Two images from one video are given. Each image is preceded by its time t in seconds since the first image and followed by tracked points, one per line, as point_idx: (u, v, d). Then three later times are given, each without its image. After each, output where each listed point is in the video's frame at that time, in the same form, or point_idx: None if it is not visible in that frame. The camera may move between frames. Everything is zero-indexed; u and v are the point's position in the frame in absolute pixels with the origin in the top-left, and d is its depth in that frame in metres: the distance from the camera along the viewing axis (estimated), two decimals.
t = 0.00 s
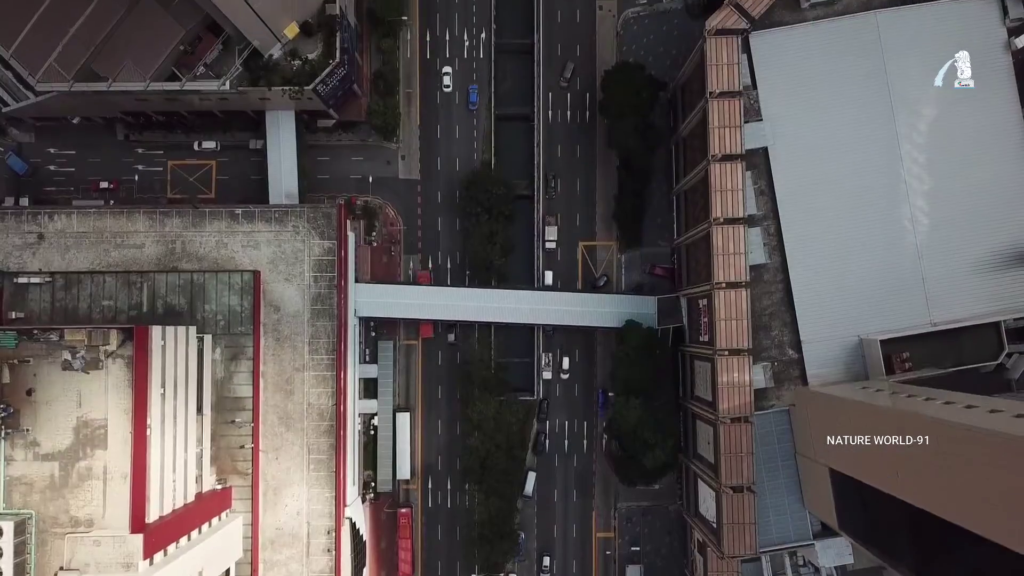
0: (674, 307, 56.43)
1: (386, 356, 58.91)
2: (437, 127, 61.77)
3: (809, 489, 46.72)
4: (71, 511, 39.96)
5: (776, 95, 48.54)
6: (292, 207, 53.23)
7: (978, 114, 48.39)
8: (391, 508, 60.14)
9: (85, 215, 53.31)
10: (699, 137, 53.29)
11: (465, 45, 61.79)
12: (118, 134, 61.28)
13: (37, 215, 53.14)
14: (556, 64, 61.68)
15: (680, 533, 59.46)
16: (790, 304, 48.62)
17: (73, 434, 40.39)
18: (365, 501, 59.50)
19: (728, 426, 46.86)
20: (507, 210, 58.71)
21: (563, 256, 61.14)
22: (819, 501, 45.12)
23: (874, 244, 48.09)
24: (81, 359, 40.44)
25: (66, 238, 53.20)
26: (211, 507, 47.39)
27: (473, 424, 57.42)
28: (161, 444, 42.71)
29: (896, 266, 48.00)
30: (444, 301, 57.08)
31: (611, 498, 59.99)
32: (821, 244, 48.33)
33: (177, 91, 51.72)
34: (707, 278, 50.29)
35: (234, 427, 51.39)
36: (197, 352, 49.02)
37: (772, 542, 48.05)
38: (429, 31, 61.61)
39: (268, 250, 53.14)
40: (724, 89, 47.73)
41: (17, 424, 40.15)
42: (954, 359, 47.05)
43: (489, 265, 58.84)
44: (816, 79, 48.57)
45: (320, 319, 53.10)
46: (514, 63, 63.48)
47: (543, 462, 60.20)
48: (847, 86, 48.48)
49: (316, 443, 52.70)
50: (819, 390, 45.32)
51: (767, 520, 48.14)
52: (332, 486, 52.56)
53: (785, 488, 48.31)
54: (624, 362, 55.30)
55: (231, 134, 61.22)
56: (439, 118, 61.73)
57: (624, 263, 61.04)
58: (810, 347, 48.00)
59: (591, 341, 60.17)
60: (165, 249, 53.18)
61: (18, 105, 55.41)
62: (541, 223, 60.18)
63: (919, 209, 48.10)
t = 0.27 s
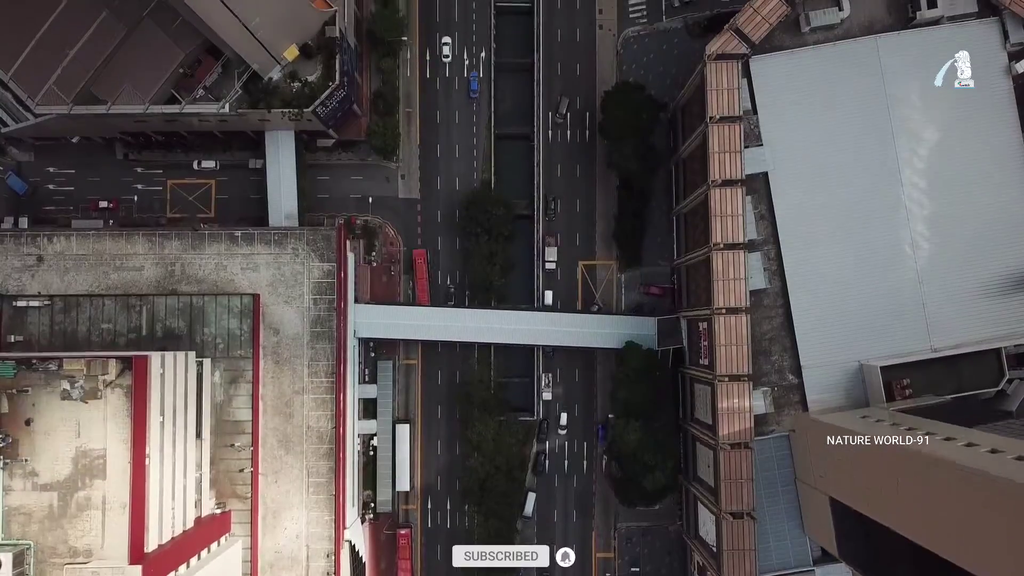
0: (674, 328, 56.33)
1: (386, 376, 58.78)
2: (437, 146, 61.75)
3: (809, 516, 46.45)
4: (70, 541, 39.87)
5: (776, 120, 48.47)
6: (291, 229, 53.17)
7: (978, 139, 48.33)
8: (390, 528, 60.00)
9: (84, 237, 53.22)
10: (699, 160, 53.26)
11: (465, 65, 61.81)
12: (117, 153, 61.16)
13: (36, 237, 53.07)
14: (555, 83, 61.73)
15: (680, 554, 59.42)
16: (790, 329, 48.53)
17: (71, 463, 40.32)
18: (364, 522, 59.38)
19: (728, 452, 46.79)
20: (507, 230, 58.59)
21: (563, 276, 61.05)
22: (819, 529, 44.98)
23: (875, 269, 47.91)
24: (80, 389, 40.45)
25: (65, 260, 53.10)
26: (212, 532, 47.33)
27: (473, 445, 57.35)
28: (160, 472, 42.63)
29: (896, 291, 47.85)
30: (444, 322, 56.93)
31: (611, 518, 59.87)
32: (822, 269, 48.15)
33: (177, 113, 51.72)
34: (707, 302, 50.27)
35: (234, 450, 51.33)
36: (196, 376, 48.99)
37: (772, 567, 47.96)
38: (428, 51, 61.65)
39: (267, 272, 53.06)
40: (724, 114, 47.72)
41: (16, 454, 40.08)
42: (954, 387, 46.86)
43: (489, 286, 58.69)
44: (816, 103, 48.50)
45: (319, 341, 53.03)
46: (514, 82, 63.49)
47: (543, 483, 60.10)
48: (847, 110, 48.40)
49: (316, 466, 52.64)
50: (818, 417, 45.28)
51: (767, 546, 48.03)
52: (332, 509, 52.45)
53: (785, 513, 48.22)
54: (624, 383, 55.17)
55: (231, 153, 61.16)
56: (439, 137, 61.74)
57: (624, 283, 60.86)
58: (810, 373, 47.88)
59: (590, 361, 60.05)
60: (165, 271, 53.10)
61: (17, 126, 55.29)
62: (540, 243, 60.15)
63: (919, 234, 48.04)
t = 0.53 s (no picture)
0: (674, 348, 56.21)
1: (385, 395, 58.65)
2: (437, 164, 61.74)
3: (809, 541, 46.28)
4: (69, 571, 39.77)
5: (776, 143, 48.42)
6: (290, 250, 53.08)
7: (978, 163, 48.43)
8: (390, 548, 59.90)
9: (83, 258, 53.10)
10: (699, 181, 53.18)
11: (465, 83, 61.82)
12: (117, 171, 61.09)
13: (35, 258, 52.97)
14: (555, 101, 61.71)
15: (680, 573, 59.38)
16: (790, 352, 48.47)
17: (70, 492, 40.19)
18: (364, 541, 59.28)
19: (729, 477, 46.64)
20: (507, 249, 58.50)
21: (563, 295, 60.95)
22: (818, 554, 44.87)
23: (875, 293, 47.90)
24: (79, 417, 40.39)
25: (64, 281, 52.99)
26: (212, 555, 47.24)
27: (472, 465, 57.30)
28: (159, 499, 42.48)
29: (896, 315, 47.80)
30: (444, 342, 56.81)
31: (611, 538, 59.78)
32: (822, 293, 48.12)
33: (176, 135, 51.65)
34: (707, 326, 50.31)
35: (233, 473, 51.20)
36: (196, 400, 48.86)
37: None
38: (428, 69, 61.65)
39: (266, 293, 52.98)
40: (724, 138, 47.67)
41: (14, 482, 39.94)
42: (953, 413, 46.67)
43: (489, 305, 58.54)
44: (816, 126, 48.50)
45: (319, 363, 52.94)
46: (514, 100, 63.48)
47: (543, 502, 60.01)
48: (847, 134, 48.37)
49: (315, 488, 52.58)
50: (819, 443, 45.18)
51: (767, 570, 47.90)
52: (331, 531, 52.34)
53: (785, 538, 48.05)
54: (624, 404, 55.07)
55: (230, 171, 61.10)
56: (439, 155, 61.74)
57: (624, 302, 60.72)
58: (810, 397, 47.80)
59: (590, 380, 60.02)
60: (164, 293, 52.99)
61: (16, 146, 55.14)
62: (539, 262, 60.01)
63: (920, 259, 48.01)
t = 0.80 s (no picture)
0: (674, 370, 56.07)
1: (384, 417, 58.48)
2: (436, 184, 61.69)
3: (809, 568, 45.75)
4: None
5: (775, 170, 48.51)
6: (289, 274, 52.99)
7: (977, 190, 48.34)
8: (389, 570, 59.74)
9: (82, 281, 53.01)
10: (699, 205, 53.11)
11: (464, 103, 61.81)
12: (115, 192, 60.95)
13: (34, 282, 52.91)
14: (555, 121, 61.68)
15: None
16: (790, 379, 48.42)
17: (68, 524, 40.12)
18: (363, 563, 59.12)
19: (728, 505, 46.60)
20: (506, 270, 58.37)
21: (562, 315, 60.83)
22: None
23: (874, 319, 47.92)
24: (78, 448, 40.42)
25: (63, 305, 52.86)
26: None
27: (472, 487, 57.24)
28: (158, 529, 42.38)
29: (896, 342, 47.79)
30: (444, 364, 56.71)
31: (611, 559, 59.64)
32: (821, 319, 48.17)
33: (174, 159, 51.51)
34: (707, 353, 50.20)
35: (232, 498, 51.14)
36: (195, 426, 49.00)
37: None
38: (428, 89, 61.66)
39: (266, 317, 52.93)
40: (724, 164, 47.62)
41: (13, 515, 39.83)
42: (953, 442, 46.81)
43: (488, 327, 58.39)
44: (815, 152, 48.60)
45: (318, 387, 52.85)
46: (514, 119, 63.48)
47: (542, 523, 59.89)
48: (846, 160, 48.45)
49: (314, 512, 52.47)
50: (818, 472, 45.17)
51: None
52: (330, 556, 52.17)
53: (785, 566, 47.23)
54: (626, 427, 54.97)
55: (229, 192, 61.02)
56: (439, 176, 61.69)
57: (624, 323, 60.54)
58: (810, 423, 47.74)
59: (590, 401, 59.92)
60: (163, 316, 52.87)
61: (16, 169, 55.26)
62: (539, 283, 59.93)
63: (920, 285, 48.02)
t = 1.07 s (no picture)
0: (673, 394, 56.00)
1: (383, 440, 58.38)
2: (436, 205, 61.65)
3: None
4: None
5: (776, 197, 48.26)
6: (288, 299, 52.91)
7: (978, 218, 48.21)
8: None
9: (80, 306, 52.93)
10: (699, 230, 53.03)
11: (464, 125, 61.90)
12: (115, 213, 60.91)
13: (33, 306, 52.86)
14: (555, 143, 61.69)
15: None
16: (790, 406, 48.37)
17: (67, 556, 40.07)
18: None
19: (728, 534, 46.52)
20: (505, 293, 58.22)
21: (562, 337, 60.71)
22: None
23: (875, 347, 47.74)
24: (76, 480, 40.37)
25: (62, 330, 52.78)
26: None
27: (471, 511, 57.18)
28: (156, 561, 42.31)
29: (897, 370, 47.63)
30: (443, 388, 56.57)
31: None
32: (822, 347, 48.01)
33: (173, 184, 51.65)
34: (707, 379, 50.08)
35: (230, 523, 51.16)
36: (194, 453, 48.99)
37: None
38: (428, 111, 61.75)
39: (265, 342, 52.87)
40: (724, 191, 47.62)
41: (11, 547, 39.75)
42: (953, 470, 46.71)
43: (488, 350, 58.25)
44: (815, 179, 48.35)
45: (317, 412, 52.79)
46: (513, 140, 63.50)
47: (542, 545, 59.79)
48: (846, 187, 48.28)
49: (314, 537, 52.39)
50: (819, 501, 45.01)
51: None
52: None
53: None
54: (626, 451, 54.69)
55: (229, 213, 61.00)
56: (438, 196, 61.66)
57: (624, 344, 60.39)
58: (810, 451, 47.64)
59: (590, 423, 59.84)
60: (162, 341, 52.78)
61: (15, 191, 54.88)
62: (539, 304, 59.79)
63: (920, 312, 47.82)
